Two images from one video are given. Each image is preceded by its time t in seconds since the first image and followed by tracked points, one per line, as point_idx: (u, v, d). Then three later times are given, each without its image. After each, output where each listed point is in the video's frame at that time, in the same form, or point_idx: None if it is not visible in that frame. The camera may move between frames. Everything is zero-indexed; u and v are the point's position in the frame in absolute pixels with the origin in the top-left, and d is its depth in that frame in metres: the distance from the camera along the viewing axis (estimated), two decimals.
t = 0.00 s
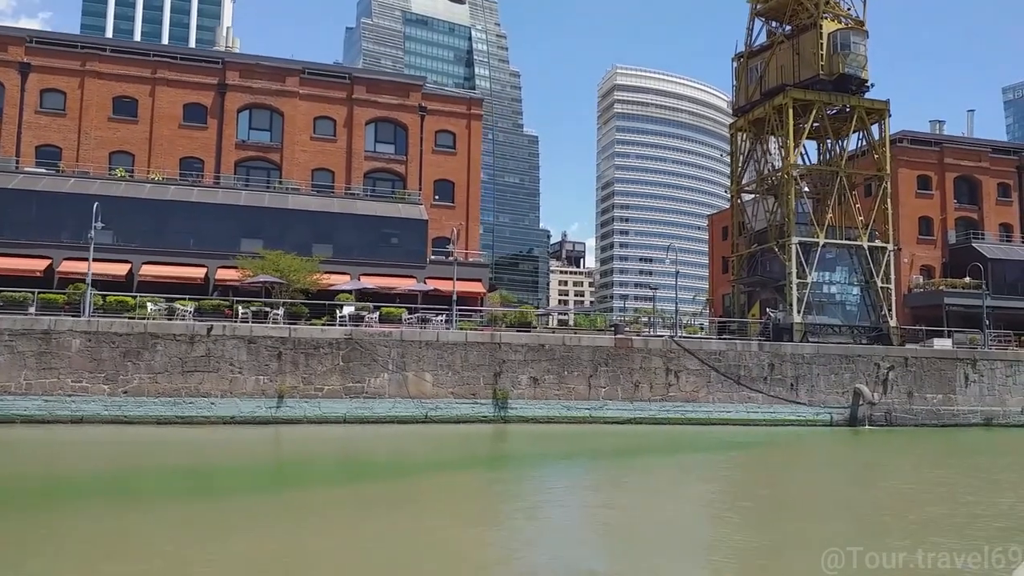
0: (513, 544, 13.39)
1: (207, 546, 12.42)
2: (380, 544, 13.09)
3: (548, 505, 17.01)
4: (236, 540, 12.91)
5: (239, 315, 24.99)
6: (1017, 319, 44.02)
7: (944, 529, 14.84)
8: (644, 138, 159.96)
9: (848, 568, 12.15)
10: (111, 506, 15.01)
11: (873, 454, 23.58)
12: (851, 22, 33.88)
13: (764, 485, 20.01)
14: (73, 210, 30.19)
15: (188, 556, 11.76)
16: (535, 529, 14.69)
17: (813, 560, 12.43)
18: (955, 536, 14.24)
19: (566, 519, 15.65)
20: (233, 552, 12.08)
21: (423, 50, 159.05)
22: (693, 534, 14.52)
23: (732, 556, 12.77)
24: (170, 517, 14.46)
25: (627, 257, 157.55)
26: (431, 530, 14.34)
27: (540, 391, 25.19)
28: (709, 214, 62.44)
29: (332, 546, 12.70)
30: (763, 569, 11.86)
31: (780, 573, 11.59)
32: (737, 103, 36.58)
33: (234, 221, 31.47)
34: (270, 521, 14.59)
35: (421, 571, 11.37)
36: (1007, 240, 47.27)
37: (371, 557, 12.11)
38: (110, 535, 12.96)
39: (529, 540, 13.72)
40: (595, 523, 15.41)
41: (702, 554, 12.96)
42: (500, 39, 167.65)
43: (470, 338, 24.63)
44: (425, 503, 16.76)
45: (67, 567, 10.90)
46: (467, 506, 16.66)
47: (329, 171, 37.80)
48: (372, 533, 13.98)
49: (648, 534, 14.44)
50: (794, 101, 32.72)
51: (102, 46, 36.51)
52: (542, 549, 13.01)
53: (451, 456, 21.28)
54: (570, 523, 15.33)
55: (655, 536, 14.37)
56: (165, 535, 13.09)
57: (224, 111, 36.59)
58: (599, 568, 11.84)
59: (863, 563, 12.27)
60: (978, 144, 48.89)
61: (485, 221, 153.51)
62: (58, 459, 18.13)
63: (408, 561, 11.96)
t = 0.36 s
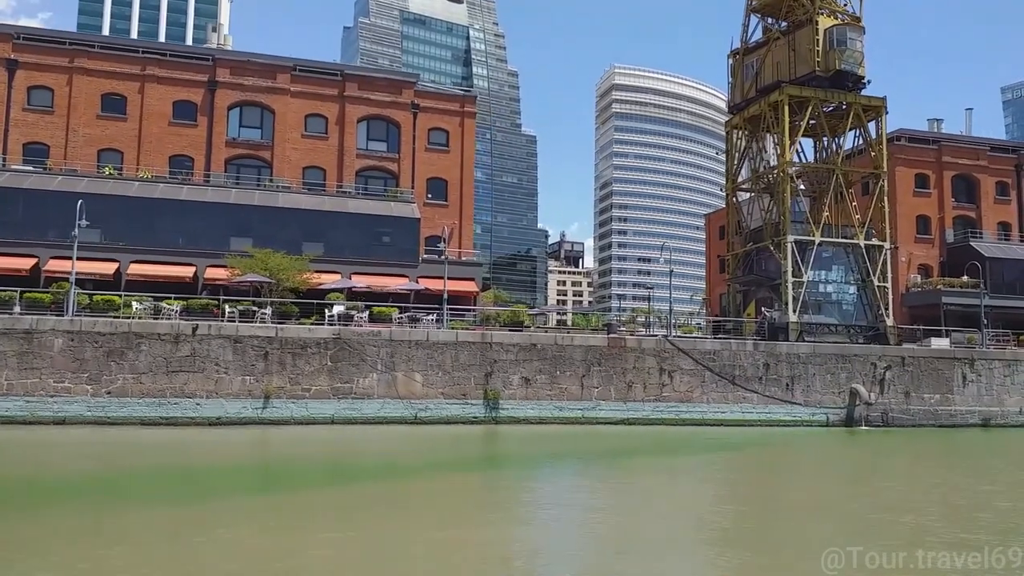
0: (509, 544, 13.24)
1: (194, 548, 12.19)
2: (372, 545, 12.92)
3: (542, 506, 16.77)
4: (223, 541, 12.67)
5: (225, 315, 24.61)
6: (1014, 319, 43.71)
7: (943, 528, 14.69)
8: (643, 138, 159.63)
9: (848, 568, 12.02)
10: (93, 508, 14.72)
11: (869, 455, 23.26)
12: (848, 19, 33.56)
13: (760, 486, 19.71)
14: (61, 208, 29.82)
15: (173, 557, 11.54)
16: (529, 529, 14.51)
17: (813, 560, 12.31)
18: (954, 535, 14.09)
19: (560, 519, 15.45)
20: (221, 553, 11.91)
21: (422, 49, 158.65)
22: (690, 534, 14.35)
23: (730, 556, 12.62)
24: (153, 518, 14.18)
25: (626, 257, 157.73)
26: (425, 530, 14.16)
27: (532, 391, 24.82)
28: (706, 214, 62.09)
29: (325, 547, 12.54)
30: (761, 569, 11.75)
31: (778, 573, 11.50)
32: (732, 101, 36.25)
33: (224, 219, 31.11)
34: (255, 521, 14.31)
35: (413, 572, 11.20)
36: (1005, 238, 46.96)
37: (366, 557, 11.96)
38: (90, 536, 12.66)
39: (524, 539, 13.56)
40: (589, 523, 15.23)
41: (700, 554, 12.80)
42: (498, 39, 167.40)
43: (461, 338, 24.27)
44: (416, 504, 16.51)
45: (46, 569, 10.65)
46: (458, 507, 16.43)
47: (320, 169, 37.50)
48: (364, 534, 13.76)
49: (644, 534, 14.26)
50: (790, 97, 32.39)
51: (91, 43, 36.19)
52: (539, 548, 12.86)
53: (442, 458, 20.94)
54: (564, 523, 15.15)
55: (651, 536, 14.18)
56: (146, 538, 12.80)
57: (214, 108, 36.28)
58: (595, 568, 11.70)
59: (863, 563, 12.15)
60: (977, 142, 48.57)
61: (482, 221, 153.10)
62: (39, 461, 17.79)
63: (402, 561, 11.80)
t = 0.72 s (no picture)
0: (501, 544, 13.02)
1: (181, 548, 11.98)
2: (360, 545, 12.70)
3: (534, 506, 16.51)
4: (209, 542, 12.45)
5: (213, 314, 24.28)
6: (1013, 318, 43.41)
7: (942, 528, 14.50)
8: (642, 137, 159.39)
9: (848, 568, 11.85)
10: (73, 508, 14.42)
11: (866, 456, 22.98)
12: (845, 15, 33.26)
13: (755, 486, 19.43)
14: (50, 205, 29.51)
15: (155, 559, 11.29)
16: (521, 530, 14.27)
17: (813, 560, 12.14)
18: (954, 535, 13.91)
19: (553, 520, 15.21)
20: (204, 554, 11.67)
21: (422, 49, 158.15)
22: (685, 534, 14.13)
23: (728, 556, 12.42)
24: (133, 519, 13.91)
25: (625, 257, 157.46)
26: (415, 531, 13.93)
27: (524, 391, 24.50)
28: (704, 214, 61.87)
29: (312, 548, 12.31)
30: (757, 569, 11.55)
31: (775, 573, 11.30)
32: (729, 98, 35.95)
33: (215, 217, 30.80)
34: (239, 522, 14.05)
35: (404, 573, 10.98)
36: (1004, 237, 46.68)
37: (359, 557, 11.80)
38: (67, 537, 12.39)
39: (518, 539, 13.41)
40: (583, 523, 15.01)
41: (696, 554, 12.61)
42: (497, 38, 167.21)
43: (452, 337, 23.95)
44: (405, 505, 16.26)
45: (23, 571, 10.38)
46: (449, 508, 16.20)
47: (313, 167, 37.28)
48: (353, 534, 13.52)
49: (638, 534, 14.09)
50: (786, 94, 32.09)
51: (80, 39, 35.94)
52: (533, 549, 12.70)
53: (433, 459, 20.64)
54: (557, 523, 14.91)
55: (645, 536, 13.95)
56: (127, 538, 12.54)
57: (206, 106, 36.04)
58: (588, 569, 11.49)
59: (863, 563, 11.98)
60: (975, 141, 48.27)
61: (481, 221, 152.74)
62: (23, 461, 17.51)
63: (393, 561, 11.64)
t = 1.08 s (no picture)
0: (491, 545, 12.75)
1: (163, 550, 11.69)
2: (347, 546, 12.42)
3: (525, 507, 16.22)
4: (192, 543, 12.17)
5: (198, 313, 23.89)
6: (1012, 318, 43.06)
7: (941, 529, 14.26)
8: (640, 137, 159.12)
9: (847, 567, 11.63)
10: (49, 509, 14.07)
11: (862, 457, 22.65)
12: (842, 11, 32.98)
13: (750, 487, 19.12)
14: (36, 202, 29.14)
15: (133, 560, 10.99)
16: (512, 531, 13.98)
17: (813, 560, 11.92)
18: (955, 535, 13.70)
19: (543, 520, 14.93)
20: (185, 556, 11.38)
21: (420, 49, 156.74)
22: (679, 535, 13.86)
23: (724, 556, 12.18)
24: (110, 519, 13.58)
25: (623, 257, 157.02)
26: (403, 532, 13.62)
27: (516, 392, 24.13)
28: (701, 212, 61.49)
29: (297, 549, 12.02)
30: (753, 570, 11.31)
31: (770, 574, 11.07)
32: (725, 95, 35.64)
33: (205, 214, 30.43)
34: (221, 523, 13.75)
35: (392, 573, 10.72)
36: (1002, 236, 46.35)
37: (348, 559, 11.55)
38: (42, 539, 12.07)
39: (513, 540, 13.17)
40: (575, 524, 14.72)
41: (691, 554, 12.36)
42: (496, 37, 166.97)
43: (442, 336, 23.60)
44: (392, 506, 15.95)
45: None
46: (439, 508, 15.91)
47: (304, 164, 37.07)
48: (340, 535, 13.24)
49: (633, 535, 13.84)
50: (782, 91, 31.77)
51: (69, 35, 35.77)
52: (529, 549, 12.45)
53: (421, 460, 20.29)
54: (548, 524, 14.62)
55: (638, 537, 13.71)
56: (102, 539, 12.23)
57: (196, 102, 35.83)
58: (580, 569, 11.24)
59: (863, 563, 11.76)
60: (973, 139, 47.94)
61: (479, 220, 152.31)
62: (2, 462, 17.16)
63: (384, 562, 11.37)
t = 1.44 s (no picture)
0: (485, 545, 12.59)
1: (147, 553, 11.47)
2: (337, 548, 12.19)
3: (516, 509, 15.96)
4: (177, 545, 11.94)
5: (184, 313, 23.53)
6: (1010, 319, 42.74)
7: (940, 530, 14.09)
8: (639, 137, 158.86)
9: (846, 568, 11.48)
10: (26, 511, 13.78)
11: (858, 458, 22.35)
12: (837, 8, 32.73)
13: (743, 489, 18.85)
14: (23, 202, 28.81)
15: (111, 563, 10.74)
16: (503, 531, 13.78)
17: (812, 560, 11.78)
18: (955, 535, 13.56)
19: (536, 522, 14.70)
20: (166, 558, 11.14)
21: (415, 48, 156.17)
22: (674, 536, 13.65)
23: (721, 557, 12.04)
24: (88, 521, 13.29)
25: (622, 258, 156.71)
26: (392, 534, 13.37)
27: (507, 393, 23.79)
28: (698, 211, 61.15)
29: (284, 551, 11.79)
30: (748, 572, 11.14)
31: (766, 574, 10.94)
32: (720, 93, 35.34)
33: (194, 214, 30.12)
34: (203, 524, 13.46)
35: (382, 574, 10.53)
36: (1001, 236, 46.03)
37: (335, 560, 11.32)
38: (16, 542, 11.79)
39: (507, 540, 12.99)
40: (567, 525, 14.50)
41: (687, 556, 12.18)
42: (494, 38, 166.70)
43: (432, 337, 23.27)
44: (381, 508, 15.69)
45: None
46: (428, 510, 15.66)
47: (295, 163, 36.81)
48: (326, 537, 12.99)
49: (627, 536, 13.66)
50: (777, 88, 31.48)
51: (57, 33, 35.56)
52: (524, 550, 12.28)
53: (410, 462, 19.97)
54: (540, 526, 14.37)
55: (632, 538, 13.52)
56: (79, 541, 11.95)
57: (186, 100, 35.59)
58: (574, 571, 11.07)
59: (862, 563, 11.60)
60: (971, 138, 47.63)
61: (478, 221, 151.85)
62: None
63: (373, 564, 11.17)
